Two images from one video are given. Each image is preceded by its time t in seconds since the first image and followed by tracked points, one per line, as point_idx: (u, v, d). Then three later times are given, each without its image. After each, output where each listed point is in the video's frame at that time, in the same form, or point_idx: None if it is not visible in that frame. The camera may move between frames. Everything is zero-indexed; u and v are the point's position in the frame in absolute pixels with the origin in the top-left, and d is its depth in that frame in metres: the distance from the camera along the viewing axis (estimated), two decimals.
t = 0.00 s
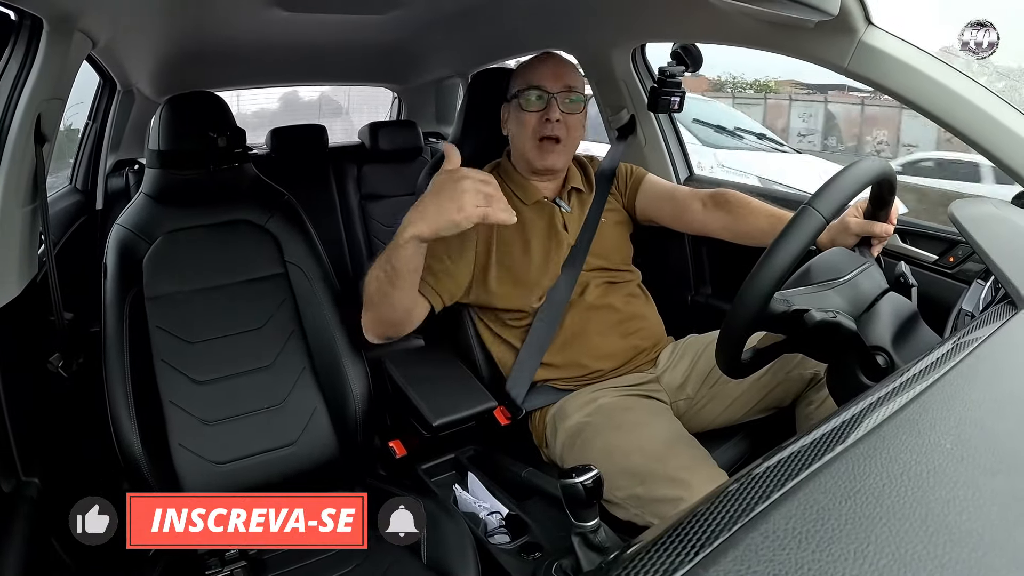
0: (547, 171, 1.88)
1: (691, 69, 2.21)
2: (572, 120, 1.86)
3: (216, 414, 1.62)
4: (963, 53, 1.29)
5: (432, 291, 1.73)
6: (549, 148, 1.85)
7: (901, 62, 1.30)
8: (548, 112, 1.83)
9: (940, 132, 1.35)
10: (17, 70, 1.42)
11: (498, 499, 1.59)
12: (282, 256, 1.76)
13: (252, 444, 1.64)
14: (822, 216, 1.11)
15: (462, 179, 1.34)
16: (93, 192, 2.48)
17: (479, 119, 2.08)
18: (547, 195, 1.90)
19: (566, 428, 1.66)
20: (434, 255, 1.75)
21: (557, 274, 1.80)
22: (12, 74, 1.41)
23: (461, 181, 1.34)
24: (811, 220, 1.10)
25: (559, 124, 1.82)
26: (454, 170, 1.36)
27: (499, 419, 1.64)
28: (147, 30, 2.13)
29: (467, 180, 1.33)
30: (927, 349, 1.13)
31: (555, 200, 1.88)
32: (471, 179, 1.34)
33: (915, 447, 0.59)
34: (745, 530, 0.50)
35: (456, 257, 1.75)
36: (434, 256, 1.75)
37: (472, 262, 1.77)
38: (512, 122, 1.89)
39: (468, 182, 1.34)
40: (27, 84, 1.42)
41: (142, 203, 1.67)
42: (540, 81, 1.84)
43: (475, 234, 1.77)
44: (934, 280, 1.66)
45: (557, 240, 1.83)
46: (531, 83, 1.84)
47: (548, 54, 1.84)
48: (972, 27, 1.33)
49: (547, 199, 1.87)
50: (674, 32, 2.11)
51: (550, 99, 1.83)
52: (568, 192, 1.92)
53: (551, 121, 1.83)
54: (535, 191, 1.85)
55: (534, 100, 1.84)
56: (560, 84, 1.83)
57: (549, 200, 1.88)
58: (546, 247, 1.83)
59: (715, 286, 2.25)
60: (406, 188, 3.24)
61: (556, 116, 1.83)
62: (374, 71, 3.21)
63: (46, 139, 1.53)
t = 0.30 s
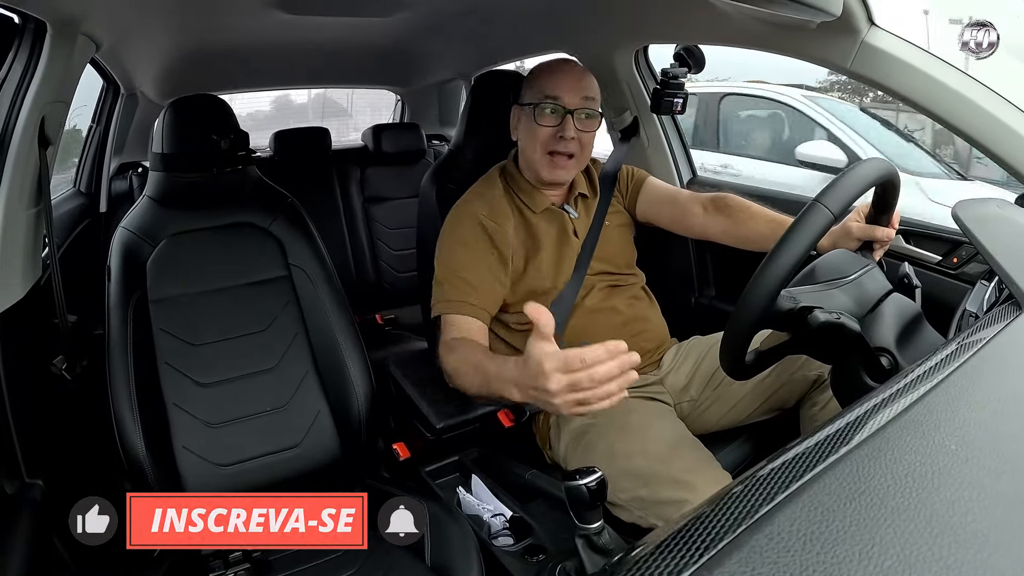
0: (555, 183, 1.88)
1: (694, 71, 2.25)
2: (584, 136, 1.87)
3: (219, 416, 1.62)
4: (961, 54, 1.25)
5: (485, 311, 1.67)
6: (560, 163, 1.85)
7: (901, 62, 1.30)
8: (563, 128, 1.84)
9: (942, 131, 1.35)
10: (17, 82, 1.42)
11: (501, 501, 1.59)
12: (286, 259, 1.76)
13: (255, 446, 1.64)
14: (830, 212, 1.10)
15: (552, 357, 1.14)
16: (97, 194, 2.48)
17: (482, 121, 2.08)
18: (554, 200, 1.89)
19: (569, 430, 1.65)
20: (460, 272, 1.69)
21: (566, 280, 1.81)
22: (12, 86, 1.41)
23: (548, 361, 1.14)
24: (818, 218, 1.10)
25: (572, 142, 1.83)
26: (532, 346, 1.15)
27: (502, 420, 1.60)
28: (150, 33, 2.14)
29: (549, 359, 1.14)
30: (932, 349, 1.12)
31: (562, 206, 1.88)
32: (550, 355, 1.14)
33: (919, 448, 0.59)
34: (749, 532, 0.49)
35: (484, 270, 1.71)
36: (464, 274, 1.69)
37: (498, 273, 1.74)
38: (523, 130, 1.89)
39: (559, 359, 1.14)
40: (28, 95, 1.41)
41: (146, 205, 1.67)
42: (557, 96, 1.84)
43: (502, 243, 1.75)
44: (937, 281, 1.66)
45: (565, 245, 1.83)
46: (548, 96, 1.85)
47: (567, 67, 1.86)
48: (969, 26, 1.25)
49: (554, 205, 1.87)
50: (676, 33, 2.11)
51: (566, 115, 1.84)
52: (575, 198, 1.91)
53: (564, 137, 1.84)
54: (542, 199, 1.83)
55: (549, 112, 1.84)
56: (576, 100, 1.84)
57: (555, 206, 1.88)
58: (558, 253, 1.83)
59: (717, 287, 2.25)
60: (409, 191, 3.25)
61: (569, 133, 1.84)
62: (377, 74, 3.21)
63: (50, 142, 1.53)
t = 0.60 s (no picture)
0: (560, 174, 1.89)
1: (696, 72, 2.25)
2: (586, 126, 1.89)
3: (220, 415, 1.62)
4: (963, 55, 1.25)
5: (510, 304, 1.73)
6: (568, 152, 1.86)
7: (903, 64, 1.30)
8: (565, 118, 1.85)
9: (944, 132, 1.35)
10: (17, 88, 1.41)
11: (501, 501, 1.57)
12: (287, 258, 1.76)
13: (255, 445, 1.64)
14: (831, 215, 1.10)
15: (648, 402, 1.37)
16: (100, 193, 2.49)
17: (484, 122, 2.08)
18: (556, 201, 1.90)
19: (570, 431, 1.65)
20: (477, 269, 1.73)
21: (566, 284, 1.82)
22: (12, 91, 1.40)
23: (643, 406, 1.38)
24: (817, 223, 1.09)
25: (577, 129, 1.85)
26: (628, 392, 1.38)
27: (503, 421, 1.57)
28: (152, 32, 2.14)
29: (645, 405, 1.37)
30: (932, 352, 1.13)
31: (565, 205, 1.89)
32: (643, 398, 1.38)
33: (920, 450, 0.59)
34: (749, 534, 0.49)
35: (499, 268, 1.74)
36: (484, 272, 1.73)
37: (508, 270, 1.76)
38: (523, 126, 1.89)
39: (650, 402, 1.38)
40: (28, 100, 1.41)
41: (148, 204, 1.67)
42: (555, 87, 1.86)
43: (510, 241, 1.77)
44: (939, 283, 1.66)
45: (567, 245, 1.84)
46: (546, 89, 1.86)
47: (559, 59, 1.88)
48: (970, 25, 1.24)
49: (557, 206, 1.88)
50: (678, 35, 2.11)
51: (566, 105, 1.86)
52: (576, 197, 1.93)
53: (568, 126, 1.86)
54: (547, 198, 1.84)
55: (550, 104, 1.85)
56: (574, 89, 1.86)
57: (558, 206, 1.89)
58: (558, 253, 1.83)
59: (719, 288, 2.25)
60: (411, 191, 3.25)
61: (572, 121, 1.86)
62: (379, 74, 3.21)
63: (52, 141, 1.54)
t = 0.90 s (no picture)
0: (542, 159, 1.88)
1: (698, 69, 2.25)
2: (562, 109, 1.87)
3: (223, 414, 1.62)
4: (963, 55, 1.25)
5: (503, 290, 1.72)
6: (542, 136, 1.86)
7: (904, 60, 1.30)
8: (536, 103, 1.85)
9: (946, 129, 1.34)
10: (16, 95, 1.40)
11: (506, 500, 1.59)
12: (290, 257, 1.77)
13: (259, 445, 1.64)
14: (835, 208, 1.10)
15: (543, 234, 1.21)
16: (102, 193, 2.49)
17: (485, 120, 2.07)
18: (554, 191, 1.91)
19: (573, 429, 1.65)
20: (469, 252, 1.72)
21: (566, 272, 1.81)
22: (12, 97, 1.40)
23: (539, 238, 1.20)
24: (823, 212, 1.09)
25: (548, 113, 1.84)
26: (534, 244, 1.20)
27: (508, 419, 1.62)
28: (154, 32, 2.14)
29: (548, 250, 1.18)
30: (936, 349, 1.12)
31: (562, 195, 1.90)
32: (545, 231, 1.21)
33: (924, 447, 0.59)
34: (752, 532, 0.49)
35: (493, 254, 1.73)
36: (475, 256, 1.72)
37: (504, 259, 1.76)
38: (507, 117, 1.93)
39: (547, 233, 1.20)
40: (27, 106, 1.41)
41: (150, 204, 1.68)
42: (529, 74, 1.87)
43: (505, 230, 1.77)
44: (941, 279, 1.65)
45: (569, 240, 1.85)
46: (520, 77, 1.88)
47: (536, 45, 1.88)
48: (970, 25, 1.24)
49: (554, 195, 1.89)
50: (679, 32, 2.11)
51: (539, 90, 1.86)
52: (575, 187, 1.94)
53: (540, 111, 1.85)
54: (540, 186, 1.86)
55: (524, 93, 1.87)
56: (547, 73, 1.86)
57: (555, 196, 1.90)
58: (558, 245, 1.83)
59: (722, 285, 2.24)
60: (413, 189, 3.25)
61: (545, 106, 1.86)
62: (380, 73, 3.21)
63: (54, 141, 1.54)
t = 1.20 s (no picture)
0: (542, 165, 1.88)
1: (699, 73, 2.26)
2: (562, 113, 1.87)
3: (222, 415, 1.62)
4: (963, 54, 1.28)
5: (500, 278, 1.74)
6: (542, 141, 1.85)
7: (904, 63, 1.30)
8: (537, 106, 1.86)
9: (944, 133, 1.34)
10: (16, 99, 1.40)
11: (505, 503, 1.59)
12: (289, 258, 1.77)
13: (258, 446, 1.64)
14: (836, 211, 1.10)
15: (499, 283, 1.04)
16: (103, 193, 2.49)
17: (486, 122, 2.08)
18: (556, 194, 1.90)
19: (572, 432, 1.65)
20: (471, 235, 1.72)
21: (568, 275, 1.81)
22: (12, 99, 1.40)
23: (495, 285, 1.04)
24: (824, 215, 1.10)
25: (548, 117, 1.84)
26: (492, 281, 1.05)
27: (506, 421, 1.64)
28: (154, 32, 2.14)
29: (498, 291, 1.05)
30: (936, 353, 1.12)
31: (565, 198, 1.89)
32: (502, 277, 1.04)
33: (923, 451, 0.59)
34: (752, 535, 0.49)
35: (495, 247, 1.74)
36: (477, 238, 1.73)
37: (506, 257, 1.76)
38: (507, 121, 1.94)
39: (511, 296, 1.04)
40: (28, 108, 1.40)
41: (150, 204, 1.68)
42: (529, 78, 1.88)
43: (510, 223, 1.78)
44: (941, 284, 1.65)
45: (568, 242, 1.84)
46: (520, 81, 1.89)
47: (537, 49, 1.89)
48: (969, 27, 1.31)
49: (556, 198, 1.88)
50: (680, 35, 2.11)
51: (539, 94, 1.86)
52: (577, 190, 1.93)
53: (540, 115, 1.86)
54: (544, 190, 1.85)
55: (524, 96, 1.88)
56: (547, 77, 1.86)
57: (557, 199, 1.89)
58: (558, 248, 1.83)
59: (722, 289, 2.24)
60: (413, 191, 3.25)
61: (545, 110, 1.86)
62: (381, 74, 3.22)
63: (55, 141, 1.54)
